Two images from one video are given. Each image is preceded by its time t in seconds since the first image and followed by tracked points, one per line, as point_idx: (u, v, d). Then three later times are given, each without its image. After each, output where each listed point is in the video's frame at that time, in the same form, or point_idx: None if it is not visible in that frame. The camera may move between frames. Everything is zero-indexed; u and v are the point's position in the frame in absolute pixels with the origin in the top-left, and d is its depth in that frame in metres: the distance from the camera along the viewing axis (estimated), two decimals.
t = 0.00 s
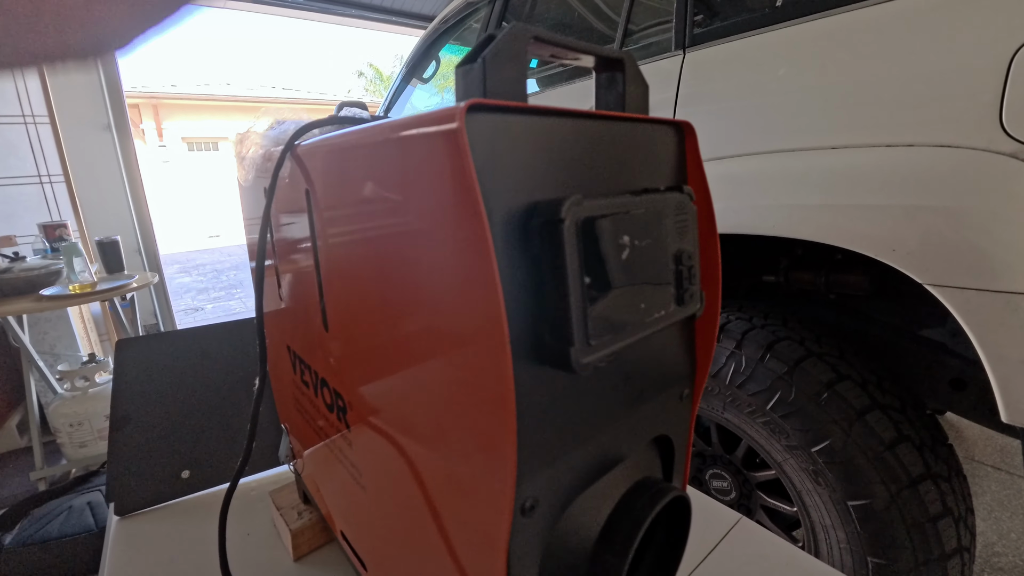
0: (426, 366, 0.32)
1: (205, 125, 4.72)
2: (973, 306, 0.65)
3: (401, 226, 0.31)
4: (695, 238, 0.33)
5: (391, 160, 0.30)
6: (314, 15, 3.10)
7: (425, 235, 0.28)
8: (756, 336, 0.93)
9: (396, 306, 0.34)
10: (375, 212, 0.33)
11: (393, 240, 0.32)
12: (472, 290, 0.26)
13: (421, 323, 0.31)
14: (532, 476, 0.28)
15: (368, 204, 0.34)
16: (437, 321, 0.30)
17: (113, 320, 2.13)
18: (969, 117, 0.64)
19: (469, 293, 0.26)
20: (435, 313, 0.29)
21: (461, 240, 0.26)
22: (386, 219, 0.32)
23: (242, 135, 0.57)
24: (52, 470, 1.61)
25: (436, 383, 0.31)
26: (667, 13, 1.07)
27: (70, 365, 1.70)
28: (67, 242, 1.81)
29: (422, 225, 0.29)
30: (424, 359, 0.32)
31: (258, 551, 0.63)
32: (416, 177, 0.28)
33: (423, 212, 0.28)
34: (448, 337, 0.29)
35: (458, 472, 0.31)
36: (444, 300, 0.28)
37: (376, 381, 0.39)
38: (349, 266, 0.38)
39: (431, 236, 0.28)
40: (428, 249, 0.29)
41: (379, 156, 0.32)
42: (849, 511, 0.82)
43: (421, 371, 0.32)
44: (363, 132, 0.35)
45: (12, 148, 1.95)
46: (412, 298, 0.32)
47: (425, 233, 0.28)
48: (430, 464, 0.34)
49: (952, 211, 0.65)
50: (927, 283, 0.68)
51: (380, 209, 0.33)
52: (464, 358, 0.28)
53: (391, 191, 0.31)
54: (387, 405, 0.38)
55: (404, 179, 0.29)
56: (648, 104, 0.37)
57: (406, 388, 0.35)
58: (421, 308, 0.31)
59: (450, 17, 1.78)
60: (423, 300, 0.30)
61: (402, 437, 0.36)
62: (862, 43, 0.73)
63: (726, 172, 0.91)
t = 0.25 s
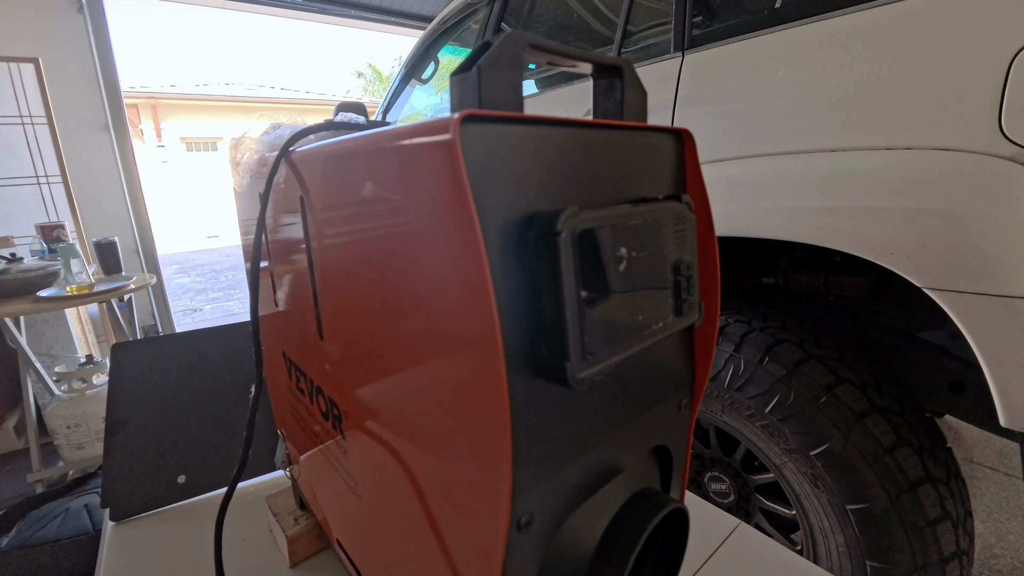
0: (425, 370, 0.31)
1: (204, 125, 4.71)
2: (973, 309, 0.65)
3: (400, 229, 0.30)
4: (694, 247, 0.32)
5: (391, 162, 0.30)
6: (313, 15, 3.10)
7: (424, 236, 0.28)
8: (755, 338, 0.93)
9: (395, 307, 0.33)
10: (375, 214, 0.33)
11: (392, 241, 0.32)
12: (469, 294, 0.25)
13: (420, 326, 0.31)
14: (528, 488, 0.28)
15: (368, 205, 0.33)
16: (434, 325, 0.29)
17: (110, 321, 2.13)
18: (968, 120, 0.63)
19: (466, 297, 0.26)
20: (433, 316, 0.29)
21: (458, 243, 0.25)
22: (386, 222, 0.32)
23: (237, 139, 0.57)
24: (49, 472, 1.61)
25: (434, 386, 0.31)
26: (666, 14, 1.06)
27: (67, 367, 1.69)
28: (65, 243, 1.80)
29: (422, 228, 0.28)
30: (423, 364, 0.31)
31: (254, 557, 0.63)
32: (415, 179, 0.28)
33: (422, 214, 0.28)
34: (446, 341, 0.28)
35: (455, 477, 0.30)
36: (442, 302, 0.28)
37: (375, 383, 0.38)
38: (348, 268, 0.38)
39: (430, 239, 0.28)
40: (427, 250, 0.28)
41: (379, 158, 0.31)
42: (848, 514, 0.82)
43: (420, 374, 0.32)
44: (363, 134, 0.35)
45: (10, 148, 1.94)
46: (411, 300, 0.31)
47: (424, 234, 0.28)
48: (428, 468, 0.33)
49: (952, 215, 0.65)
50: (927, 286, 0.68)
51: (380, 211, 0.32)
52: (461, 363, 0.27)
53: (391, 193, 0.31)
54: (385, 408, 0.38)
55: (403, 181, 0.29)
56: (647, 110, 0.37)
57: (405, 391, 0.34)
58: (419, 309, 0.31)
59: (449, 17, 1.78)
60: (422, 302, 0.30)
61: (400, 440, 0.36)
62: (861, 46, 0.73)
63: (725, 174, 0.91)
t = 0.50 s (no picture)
0: (423, 369, 0.31)
1: (202, 125, 4.70)
2: (973, 308, 0.65)
3: (398, 227, 0.30)
4: (695, 243, 0.32)
5: (388, 160, 0.30)
6: (312, 15, 3.09)
7: (424, 236, 0.28)
8: (755, 338, 0.92)
9: (394, 308, 0.33)
10: (373, 212, 0.33)
11: (392, 241, 0.31)
12: (469, 294, 0.25)
13: (419, 325, 0.31)
14: (528, 487, 0.28)
15: (366, 204, 0.33)
16: (433, 323, 0.29)
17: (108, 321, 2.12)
18: (968, 118, 0.63)
19: (466, 295, 0.25)
20: (432, 315, 0.29)
21: (458, 241, 0.25)
22: (384, 220, 0.32)
23: (234, 136, 0.56)
24: (47, 472, 1.60)
25: (434, 388, 0.30)
26: (666, 13, 1.06)
27: (65, 367, 1.68)
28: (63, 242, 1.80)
29: (420, 226, 0.28)
30: (422, 363, 0.31)
31: (251, 557, 0.62)
32: (414, 178, 0.27)
33: (421, 212, 0.27)
34: (446, 342, 0.28)
35: (456, 479, 0.30)
36: (442, 303, 0.28)
37: (373, 385, 0.38)
38: (347, 268, 0.38)
39: (430, 239, 0.27)
40: (426, 250, 0.28)
41: (376, 156, 0.31)
42: (848, 514, 0.82)
43: (420, 375, 0.32)
44: (361, 132, 0.34)
45: (8, 147, 1.93)
46: (410, 300, 0.31)
47: (424, 233, 0.28)
48: (427, 469, 0.33)
49: (952, 213, 0.65)
50: (927, 285, 0.68)
51: (378, 209, 0.32)
52: (462, 363, 0.27)
53: (389, 191, 0.30)
54: (384, 409, 0.37)
55: (401, 178, 0.29)
56: (647, 106, 0.37)
57: (405, 392, 0.34)
58: (419, 310, 0.30)
59: (448, 17, 1.78)
60: (421, 302, 0.30)
61: (399, 442, 0.36)
62: (860, 44, 0.72)
63: (725, 173, 0.91)
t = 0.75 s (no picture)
0: (427, 372, 0.31)
1: (202, 125, 4.70)
2: (977, 310, 0.65)
3: (401, 230, 0.30)
4: (707, 247, 0.32)
5: (392, 162, 0.30)
6: (312, 15, 3.09)
7: (426, 237, 0.28)
8: (758, 339, 0.92)
9: (394, 309, 0.33)
10: (375, 214, 0.33)
11: (392, 242, 0.31)
12: (476, 294, 0.25)
13: (423, 328, 0.30)
14: (541, 493, 0.28)
15: (368, 206, 0.33)
16: (438, 326, 0.29)
17: (108, 322, 2.11)
18: (972, 120, 0.63)
19: (473, 296, 0.25)
20: (437, 318, 0.29)
21: (465, 242, 0.25)
22: (386, 222, 0.31)
23: (240, 139, 0.56)
24: (47, 474, 1.59)
25: (437, 388, 0.30)
26: (667, 15, 1.06)
27: (65, 368, 1.68)
28: (63, 243, 1.79)
29: (425, 228, 0.28)
30: (426, 365, 0.31)
31: (255, 560, 0.62)
32: (417, 179, 0.28)
33: (425, 214, 0.27)
34: (450, 342, 0.28)
35: (461, 479, 0.30)
36: (446, 304, 0.28)
37: (374, 385, 0.38)
38: (347, 270, 0.38)
39: (433, 239, 0.27)
40: (429, 251, 0.28)
41: (379, 158, 0.31)
42: (851, 516, 0.82)
43: (422, 376, 0.32)
44: (364, 134, 0.34)
45: (8, 148, 1.93)
46: (411, 301, 0.31)
47: (426, 234, 0.28)
48: (430, 470, 0.33)
49: (956, 215, 0.65)
50: (931, 287, 0.68)
51: (381, 211, 0.32)
52: (467, 363, 0.27)
53: (391, 193, 0.30)
54: (386, 410, 0.37)
55: (404, 181, 0.29)
56: (658, 110, 0.37)
57: (406, 393, 0.34)
58: (420, 311, 0.30)
59: (449, 18, 1.78)
60: (423, 303, 0.30)
61: (401, 442, 0.36)
62: (863, 46, 0.72)
63: (728, 175, 0.91)
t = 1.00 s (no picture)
0: (427, 371, 0.31)
1: (202, 126, 4.70)
2: (975, 311, 0.65)
3: (401, 230, 0.30)
4: (707, 250, 0.32)
5: (392, 164, 0.30)
6: (312, 16, 3.09)
7: (426, 238, 0.28)
8: (757, 340, 0.93)
9: (394, 308, 0.33)
10: (375, 215, 0.33)
11: (392, 243, 0.32)
12: (476, 293, 0.25)
13: (423, 328, 0.31)
14: (544, 494, 0.28)
15: (368, 206, 0.33)
16: (438, 326, 0.29)
17: (108, 322, 2.11)
18: (970, 122, 0.63)
19: (473, 297, 0.26)
20: (437, 318, 0.29)
21: (466, 242, 0.25)
22: (386, 223, 0.32)
23: (243, 141, 0.56)
24: (47, 474, 1.59)
25: (437, 387, 0.31)
26: (667, 16, 1.06)
27: (65, 368, 1.68)
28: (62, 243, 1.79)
29: (425, 229, 0.28)
30: (426, 365, 0.31)
31: (256, 560, 0.62)
32: (417, 180, 0.28)
33: (426, 216, 0.28)
34: (450, 341, 0.28)
35: (461, 477, 0.31)
36: (446, 303, 0.28)
37: (374, 385, 0.38)
38: (347, 270, 0.38)
39: (433, 239, 0.28)
40: (428, 251, 0.28)
41: (379, 159, 0.31)
42: (850, 516, 0.82)
43: (422, 375, 0.32)
44: (364, 135, 0.34)
45: (7, 149, 1.93)
46: (411, 301, 0.31)
47: (426, 235, 0.28)
48: (430, 468, 0.34)
49: (955, 217, 0.65)
50: (929, 288, 0.68)
51: (381, 212, 0.32)
52: (467, 362, 0.27)
53: (391, 194, 0.31)
54: (386, 409, 0.38)
55: (405, 182, 0.29)
56: (658, 113, 0.37)
57: (406, 392, 0.34)
58: (420, 310, 0.31)
59: (449, 19, 1.78)
60: (422, 303, 0.30)
61: (401, 441, 0.36)
62: (862, 48, 0.73)
63: (727, 176, 0.91)
